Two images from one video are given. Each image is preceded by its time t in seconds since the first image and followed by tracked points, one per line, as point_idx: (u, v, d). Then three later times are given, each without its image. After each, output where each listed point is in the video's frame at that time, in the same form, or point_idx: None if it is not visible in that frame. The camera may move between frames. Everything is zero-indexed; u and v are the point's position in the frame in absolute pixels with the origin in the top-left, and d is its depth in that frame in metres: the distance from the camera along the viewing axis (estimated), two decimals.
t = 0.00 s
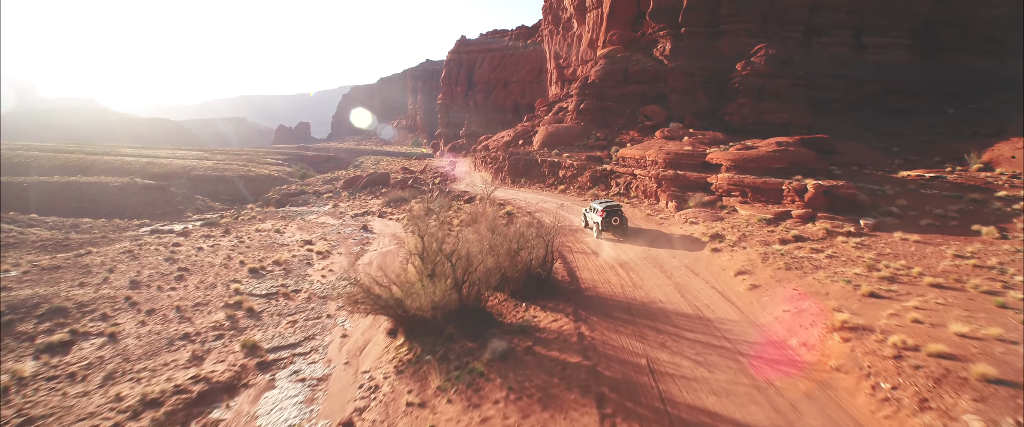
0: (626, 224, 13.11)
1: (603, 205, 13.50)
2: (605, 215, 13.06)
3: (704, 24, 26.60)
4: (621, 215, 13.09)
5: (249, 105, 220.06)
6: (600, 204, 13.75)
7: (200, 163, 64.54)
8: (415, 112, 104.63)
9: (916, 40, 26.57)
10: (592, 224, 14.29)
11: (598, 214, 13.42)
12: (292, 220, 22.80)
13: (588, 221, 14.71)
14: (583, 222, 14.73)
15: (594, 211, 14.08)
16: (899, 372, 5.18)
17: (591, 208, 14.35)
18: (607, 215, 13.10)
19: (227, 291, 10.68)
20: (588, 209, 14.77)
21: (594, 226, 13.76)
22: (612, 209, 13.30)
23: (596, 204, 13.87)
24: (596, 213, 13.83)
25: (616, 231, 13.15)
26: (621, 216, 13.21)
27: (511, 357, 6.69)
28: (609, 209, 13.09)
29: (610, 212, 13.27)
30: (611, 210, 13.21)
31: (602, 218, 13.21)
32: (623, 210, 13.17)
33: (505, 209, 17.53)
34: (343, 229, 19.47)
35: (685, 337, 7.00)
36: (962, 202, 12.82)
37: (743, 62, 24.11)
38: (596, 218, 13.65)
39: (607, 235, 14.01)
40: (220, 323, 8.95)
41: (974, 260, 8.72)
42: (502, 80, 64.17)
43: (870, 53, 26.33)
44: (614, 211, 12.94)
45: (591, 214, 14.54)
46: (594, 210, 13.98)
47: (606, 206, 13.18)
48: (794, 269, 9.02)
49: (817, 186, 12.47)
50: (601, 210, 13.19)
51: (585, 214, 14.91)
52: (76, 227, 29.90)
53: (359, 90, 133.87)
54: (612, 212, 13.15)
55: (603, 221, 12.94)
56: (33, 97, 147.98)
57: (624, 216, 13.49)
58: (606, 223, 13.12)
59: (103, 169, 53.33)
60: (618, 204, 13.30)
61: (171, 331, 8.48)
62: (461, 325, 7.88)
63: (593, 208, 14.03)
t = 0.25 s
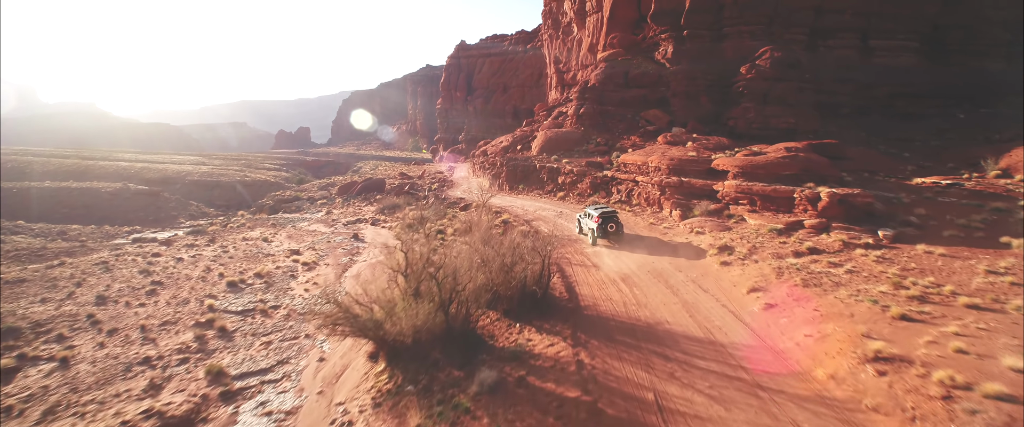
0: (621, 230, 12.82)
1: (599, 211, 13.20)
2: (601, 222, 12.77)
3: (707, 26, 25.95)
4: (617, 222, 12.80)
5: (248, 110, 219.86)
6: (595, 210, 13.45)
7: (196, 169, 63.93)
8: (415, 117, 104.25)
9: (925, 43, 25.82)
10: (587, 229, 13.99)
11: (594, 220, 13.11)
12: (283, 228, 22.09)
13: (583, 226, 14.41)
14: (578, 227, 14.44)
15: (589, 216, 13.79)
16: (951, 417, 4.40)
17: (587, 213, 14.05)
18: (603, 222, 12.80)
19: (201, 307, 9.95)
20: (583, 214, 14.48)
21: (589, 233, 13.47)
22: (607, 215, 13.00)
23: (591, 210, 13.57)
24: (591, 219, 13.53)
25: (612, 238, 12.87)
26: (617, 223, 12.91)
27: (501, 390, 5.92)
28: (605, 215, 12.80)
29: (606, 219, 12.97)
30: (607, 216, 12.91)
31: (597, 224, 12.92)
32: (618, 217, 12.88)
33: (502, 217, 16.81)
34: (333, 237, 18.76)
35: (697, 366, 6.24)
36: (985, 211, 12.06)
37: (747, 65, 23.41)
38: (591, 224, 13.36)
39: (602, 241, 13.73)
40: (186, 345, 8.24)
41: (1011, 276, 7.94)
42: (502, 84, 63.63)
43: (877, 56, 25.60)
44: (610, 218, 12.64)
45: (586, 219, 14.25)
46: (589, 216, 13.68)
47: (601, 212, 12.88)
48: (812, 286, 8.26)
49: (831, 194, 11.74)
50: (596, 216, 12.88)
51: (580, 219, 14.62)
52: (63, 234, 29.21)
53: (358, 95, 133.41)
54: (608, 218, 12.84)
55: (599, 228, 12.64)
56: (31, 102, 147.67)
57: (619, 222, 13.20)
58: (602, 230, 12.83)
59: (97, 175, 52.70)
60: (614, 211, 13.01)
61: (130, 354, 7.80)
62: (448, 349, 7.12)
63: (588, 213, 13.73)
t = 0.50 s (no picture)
0: (619, 235, 12.58)
1: (596, 215, 12.95)
2: (598, 227, 12.51)
3: (713, 27, 25.31)
4: (614, 226, 12.55)
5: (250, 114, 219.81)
6: (591, 215, 13.19)
7: (194, 172, 63.37)
8: (417, 121, 103.86)
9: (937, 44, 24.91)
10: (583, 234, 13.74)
11: (590, 225, 12.85)
12: (275, 234, 21.41)
13: (579, 231, 14.15)
14: (573, 232, 14.17)
15: (585, 221, 13.53)
16: None
17: (582, 217, 13.79)
18: (600, 226, 12.55)
19: (173, 323, 9.28)
20: (579, 218, 14.22)
21: (586, 237, 13.22)
22: (604, 219, 12.75)
23: (587, 214, 13.32)
24: (588, 224, 13.28)
25: (609, 242, 12.62)
26: (614, 227, 12.67)
27: None
28: (602, 220, 12.54)
29: (602, 223, 12.71)
30: (604, 221, 12.66)
31: (594, 229, 12.66)
32: (616, 221, 12.63)
33: (500, 224, 16.12)
34: (326, 244, 18.08)
35: (715, 399, 5.50)
36: (1013, 219, 11.30)
37: (754, 67, 22.71)
38: (588, 228, 13.10)
39: (598, 246, 13.47)
40: (149, 366, 7.59)
41: None
42: (504, 88, 63.09)
43: (887, 58, 24.86)
44: (607, 222, 12.39)
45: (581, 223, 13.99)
46: (585, 221, 13.43)
47: (598, 216, 12.63)
48: (837, 303, 7.53)
49: (849, 202, 11.00)
50: (593, 221, 12.62)
51: (575, 223, 14.36)
52: (54, 239, 28.61)
53: (360, 99, 133.05)
54: (605, 222, 12.58)
55: (596, 232, 12.39)
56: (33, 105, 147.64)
57: (616, 227, 12.95)
58: (599, 234, 12.57)
59: (95, 178, 52.18)
60: (611, 215, 12.76)
61: (86, 378, 7.19)
62: (434, 375, 6.38)
63: (584, 218, 13.46)
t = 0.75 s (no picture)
0: (615, 239, 12.31)
1: (592, 219, 12.67)
2: (595, 230, 12.23)
3: (718, 28, 24.65)
4: (611, 230, 12.28)
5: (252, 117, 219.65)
6: (587, 218, 12.91)
7: (192, 175, 62.79)
8: (419, 125, 103.34)
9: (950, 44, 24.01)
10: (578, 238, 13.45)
11: (587, 229, 12.56)
12: (266, 239, 20.75)
13: (573, 235, 13.86)
14: (567, 235, 13.86)
15: (580, 224, 13.24)
16: None
17: (577, 221, 13.51)
18: (596, 230, 12.27)
19: (142, 339, 8.61)
20: (573, 222, 13.93)
21: (582, 241, 12.92)
22: (601, 223, 12.48)
23: (583, 218, 13.03)
24: (584, 227, 12.99)
25: (605, 247, 12.34)
26: (611, 231, 12.40)
27: None
28: (599, 223, 12.26)
29: (599, 227, 12.44)
30: (600, 224, 12.38)
31: (590, 233, 12.38)
32: (613, 225, 12.37)
33: (498, 231, 15.43)
34: (317, 251, 17.39)
35: None
36: None
37: (762, 68, 22.04)
38: (584, 232, 12.82)
39: (594, 250, 13.19)
40: (106, 391, 6.94)
41: None
42: (505, 91, 62.47)
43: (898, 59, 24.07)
44: (604, 226, 12.12)
45: (576, 227, 13.70)
46: (581, 224, 13.14)
47: (595, 220, 12.35)
48: (865, 323, 6.82)
49: (870, 209, 10.29)
50: (590, 225, 12.34)
51: (569, 227, 14.06)
52: (42, 244, 27.94)
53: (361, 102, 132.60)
54: (602, 226, 12.30)
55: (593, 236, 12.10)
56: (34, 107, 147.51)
57: (613, 231, 12.68)
58: (595, 238, 12.29)
59: (91, 182, 51.55)
60: (607, 219, 12.49)
61: (34, 406, 6.60)
62: (420, 406, 5.66)
63: (580, 221, 13.18)
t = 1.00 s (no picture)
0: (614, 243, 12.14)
1: (590, 223, 12.50)
2: (593, 234, 12.06)
3: (725, 28, 23.97)
4: (610, 235, 12.11)
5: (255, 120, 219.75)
6: (585, 222, 12.73)
7: (192, 178, 62.33)
8: (421, 128, 102.88)
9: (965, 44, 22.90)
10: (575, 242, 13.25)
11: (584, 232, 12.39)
12: (260, 245, 20.13)
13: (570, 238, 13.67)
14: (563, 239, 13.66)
15: (578, 228, 13.05)
16: None
17: (574, 224, 13.32)
18: (594, 234, 12.10)
19: (109, 358, 7.98)
20: (570, 225, 13.75)
21: (579, 245, 12.73)
22: (598, 227, 12.32)
23: (581, 221, 12.85)
24: (581, 231, 12.80)
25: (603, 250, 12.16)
26: (609, 235, 12.24)
27: None
28: (597, 227, 12.10)
29: (597, 231, 12.27)
30: (599, 229, 12.20)
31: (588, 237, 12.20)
32: (611, 229, 12.21)
33: (497, 238, 14.77)
34: (310, 258, 16.75)
35: None
36: None
37: (771, 69, 21.35)
38: (581, 236, 12.63)
39: (591, 255, 13.01)
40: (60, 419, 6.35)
41: None
42: (507, 94, 61.87)
43: (910, 61, 23.02)
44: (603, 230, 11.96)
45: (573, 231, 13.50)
46: (578, 228, 12.96)
47: (593, 224, 12.18)
48: (901, 346, 6.12)
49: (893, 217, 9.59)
50: (588, 228, 12.17)
51: (566, 231, 13.86)
52: (34, 249, 27.40)
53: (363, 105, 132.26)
54: (600, 230, 12.14)
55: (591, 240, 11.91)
56: (37, 110, 147.67)
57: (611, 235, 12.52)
58: (593, 242, 12.11)
59: (89, 185, 51.11)
60: (606, 223, 12.33)
61: None
62: None
63: (577, 225, 12.98)
